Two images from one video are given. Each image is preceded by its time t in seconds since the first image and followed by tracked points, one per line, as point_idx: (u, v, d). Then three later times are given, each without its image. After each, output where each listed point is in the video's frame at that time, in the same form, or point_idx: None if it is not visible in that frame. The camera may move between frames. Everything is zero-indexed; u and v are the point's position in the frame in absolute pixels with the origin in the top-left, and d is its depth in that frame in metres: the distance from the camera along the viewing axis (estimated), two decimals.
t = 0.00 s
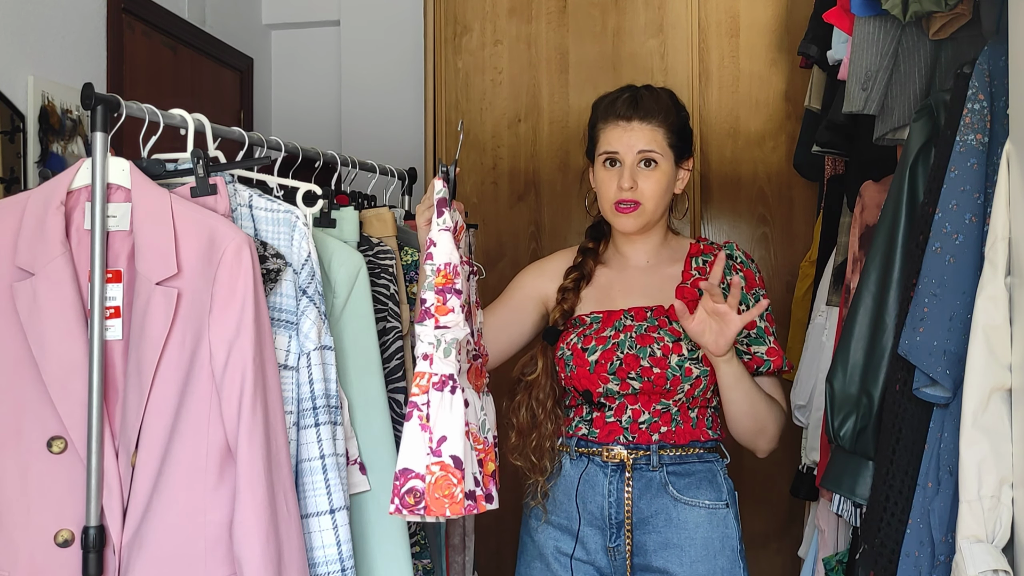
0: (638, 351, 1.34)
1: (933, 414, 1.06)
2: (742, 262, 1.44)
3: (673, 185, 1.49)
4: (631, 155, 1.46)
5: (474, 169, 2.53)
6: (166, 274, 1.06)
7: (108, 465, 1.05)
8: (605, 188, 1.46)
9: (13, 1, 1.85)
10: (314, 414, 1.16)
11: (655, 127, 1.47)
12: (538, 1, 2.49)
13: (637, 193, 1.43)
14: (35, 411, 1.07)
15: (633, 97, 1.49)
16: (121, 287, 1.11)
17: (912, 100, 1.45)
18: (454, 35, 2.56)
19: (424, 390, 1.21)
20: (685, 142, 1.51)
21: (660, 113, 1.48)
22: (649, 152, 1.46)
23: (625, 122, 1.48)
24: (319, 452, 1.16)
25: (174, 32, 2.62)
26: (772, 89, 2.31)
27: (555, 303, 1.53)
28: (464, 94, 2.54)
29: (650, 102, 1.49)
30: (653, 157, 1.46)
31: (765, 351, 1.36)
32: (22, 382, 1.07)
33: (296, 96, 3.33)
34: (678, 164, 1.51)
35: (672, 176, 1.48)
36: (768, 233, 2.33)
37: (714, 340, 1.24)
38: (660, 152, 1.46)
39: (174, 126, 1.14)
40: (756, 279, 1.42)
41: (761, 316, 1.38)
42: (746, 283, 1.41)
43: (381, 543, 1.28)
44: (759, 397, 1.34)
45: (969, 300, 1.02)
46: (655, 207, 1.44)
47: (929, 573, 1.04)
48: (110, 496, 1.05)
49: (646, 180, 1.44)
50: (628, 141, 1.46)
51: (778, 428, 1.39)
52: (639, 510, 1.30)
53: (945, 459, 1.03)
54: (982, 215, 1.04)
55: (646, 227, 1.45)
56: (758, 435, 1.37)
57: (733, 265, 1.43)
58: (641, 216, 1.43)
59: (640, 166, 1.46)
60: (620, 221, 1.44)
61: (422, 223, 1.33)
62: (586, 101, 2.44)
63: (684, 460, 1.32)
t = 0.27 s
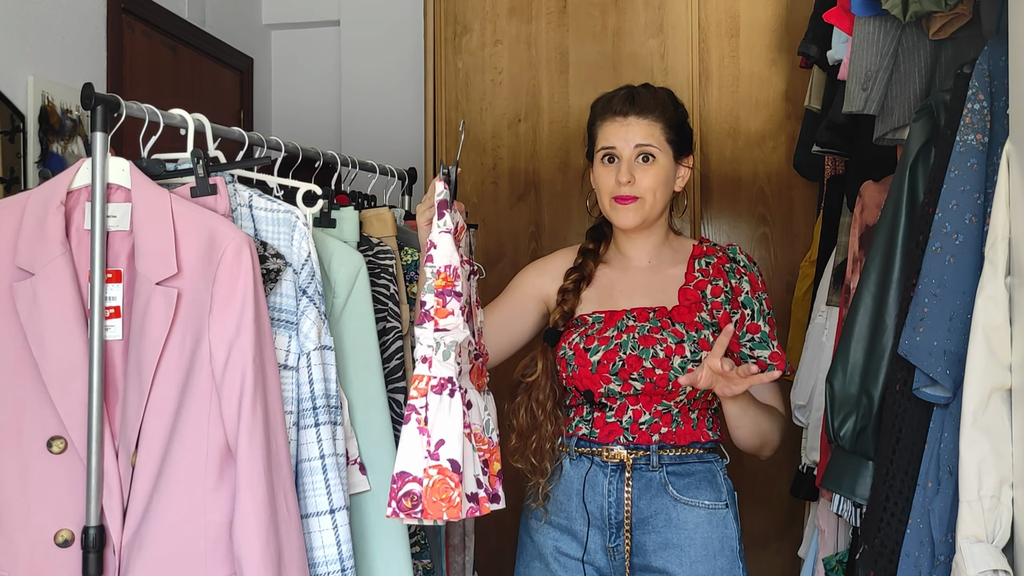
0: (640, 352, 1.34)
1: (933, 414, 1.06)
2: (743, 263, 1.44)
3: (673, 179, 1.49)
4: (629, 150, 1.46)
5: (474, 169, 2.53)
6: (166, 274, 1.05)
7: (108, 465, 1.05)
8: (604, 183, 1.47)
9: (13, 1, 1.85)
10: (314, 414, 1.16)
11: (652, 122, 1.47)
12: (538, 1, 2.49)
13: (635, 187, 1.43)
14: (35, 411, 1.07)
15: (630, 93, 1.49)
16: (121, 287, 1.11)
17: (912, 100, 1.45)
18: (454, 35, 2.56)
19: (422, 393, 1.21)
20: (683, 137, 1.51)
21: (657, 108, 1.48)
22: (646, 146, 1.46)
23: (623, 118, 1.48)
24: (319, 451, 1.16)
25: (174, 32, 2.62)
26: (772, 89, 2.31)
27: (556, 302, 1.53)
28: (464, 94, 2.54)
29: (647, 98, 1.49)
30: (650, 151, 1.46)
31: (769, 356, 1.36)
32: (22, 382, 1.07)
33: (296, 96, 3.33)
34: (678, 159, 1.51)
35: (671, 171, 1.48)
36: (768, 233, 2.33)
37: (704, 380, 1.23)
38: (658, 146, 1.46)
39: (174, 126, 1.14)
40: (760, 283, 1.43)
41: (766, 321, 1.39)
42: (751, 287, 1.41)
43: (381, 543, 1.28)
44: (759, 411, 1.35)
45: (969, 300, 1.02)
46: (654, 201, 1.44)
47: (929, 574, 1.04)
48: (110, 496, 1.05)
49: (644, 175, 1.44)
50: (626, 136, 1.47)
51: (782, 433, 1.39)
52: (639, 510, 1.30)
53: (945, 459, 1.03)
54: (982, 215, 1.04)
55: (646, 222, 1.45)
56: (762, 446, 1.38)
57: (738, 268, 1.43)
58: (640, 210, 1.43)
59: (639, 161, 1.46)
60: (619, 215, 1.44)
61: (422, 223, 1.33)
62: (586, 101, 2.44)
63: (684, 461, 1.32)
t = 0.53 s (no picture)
0: (642, 352, 1.34)
1: (933, 414, 1.06)
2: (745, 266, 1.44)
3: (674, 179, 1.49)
4: (631, 148, 1.46)
5: (474, 168, 2.53)
6: (166, 274, 1.06)
7: (108, 465, 1.05)
8: (605, 181, 1.47)
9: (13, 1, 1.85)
10: (314, 414, 1.16)
11: (655, 120, 1.47)
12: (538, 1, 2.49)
13: (636, 186, 1.43)
14: (35, 411, 1.07)
15: (633, 93, 1.49)
16: (121, 287, 1.11)
17: (912, 100, 1.45)
18: (454, 35, 2.56)
19: (416, 403, 1.20)
20: (686, 137, 1.51)
21: (661, 107, 1.48)
22: (648, 145, 1.46)
23: (625, 116, 1.48)
24: (319, 451, 1.16)
25: (174, 32, 2.62)
26: (772, 89, 2.31)
27: (557, 302, 1.52)
28: (464, 94, 2.54)
29: (650, 98, 1.49)
30: (653, 150, 1.46)
31: (771, 358, 1.36)
32: (22, 381, 1.07)
33: (296, 96, 3.33)
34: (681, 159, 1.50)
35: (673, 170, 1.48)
36: (768, 233, 2.33)
37: (726, 376, 1.21)
38: (660, 145, 1.46)
39: (174, 126, 1.14)
40: (761, 285, 1.43)
41: (767, 321, 1.39)
42: (753, 289, 1.41)
43: (381, 543, 1.28)
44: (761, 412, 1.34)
45: (969, 300, 1.02)
46: (655, 200, 1.44)
47: (929, 574, 1.04)
48: (110, 496, 1.05)
49: (645, 174, 1.44)
50: (628, 134, 1.47)
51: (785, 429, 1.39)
52: (641, 510, 1.30)
53: (945, 459, 1.03)
54: (982, 215, 1.04)
55: (647, 221, 1.45)
56: (766, 444, 1.38)
57: (739, 269, 1.43)
58: (641, 209, 1.43)
59: (640, 159, 1.46)
60: (620, 213, 1.44)
61: (422, 227, 1.33)
62: (586, 101, 2.44)
63: (685, 461, 1.32)
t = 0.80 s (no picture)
0: (644, 351, 1.34)
1: (933, 414, 1.06)
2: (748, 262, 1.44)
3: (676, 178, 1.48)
4: (629, 151, 1.46)
5: (474, 169, 2.53)
6: (166, 274, 1.06)
7: (107, 465, 1.05)
8: (604, 182, 1.47)
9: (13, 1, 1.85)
10: (314, 414, 1.16)
11: (652, 120, 1.47)
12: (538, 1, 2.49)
13: (634, 187, 1.43)
14: (35, 411, 1.07)
15: (629, 94, 1.49)
16: (121, 287, 1.11)
17: (912, 100, 1.45)
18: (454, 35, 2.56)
19: (411, 401, 1.20)
20: (686, 136, 1.51)
21: (658, 107, 1.48)
22: (645, 146, 1.45)
23: (621, 118, 1.48)
24: (319, 451, 1.16)
25: (174, 32, 2.62)
26: (772, 89, 2.31)
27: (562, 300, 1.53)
28: (464, 94, 2.54)
29: (647, 98, 1.49)
30: (650, 151, 1.46)
31: (773, 352, 1.36)
32: (22, 382, 1.07)
33: (296, 96, 3.33)
34: (682, 157, 1.50)
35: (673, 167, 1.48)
36: (768, 233, 2.33)
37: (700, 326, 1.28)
38: (658, 145, 1.46)
39: (174, 126, 1.14)
40: (762, 279, 1.43)
41: (766, 316, 1.39)
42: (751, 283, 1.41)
43: (380, 543, 1.28)
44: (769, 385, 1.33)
45: (969, 300, 1.02)
46: (654, 200, 1.44)
47: (929, 573, 1.04)
48: (110, 496, 1.05)
49: (644, 174, 1.44)
50: (625, 137, 1.47)
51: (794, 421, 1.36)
52: (642, 511, 1.30)
53: (945, 459, 1.03)
54: (982, 215, 1.04)
55: (647, 221, 1.45)
56: (772, 428, 1.35)
57: (739, 267, 1.43)
58: (641, 210, 1.43)
59: (638, 161, 1.46)
60: (620, 215, 1.44)
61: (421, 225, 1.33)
62: (586, 102, 2.44)
63: (686, 461, 1.33)
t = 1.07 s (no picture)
0: (642, 352, 1.34)
1: (933, 414, 1.06)
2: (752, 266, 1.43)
3: (676, 180, 1.48)
4: (626, 157, 1.46)
5: (475, 169, 2.53)
6: (166, 274, 1.05)
7: (108, 465, 1.05)
8: (603, 187, 1.48)
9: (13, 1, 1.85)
10: (314, 414, 1.16)
11: (650, 125, 1.46)
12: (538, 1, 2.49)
13: (632, 192, 1.43)
14: (35, 411, 1.07)
15: (627, 98, 1.49)
16: (121, 287, 1.11)
17: (912, 100, 1.45)
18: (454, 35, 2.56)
19: (412, 400, 1.20)
20: (687, 139, 1.50)
21: (656, 111, 1.47)
22: (643, 152, 1.45)
23: (619, 122, 1.48)
24: (319, 451, 1.16)
25: (174, 32, 2.62)
26: (772, 89, 2.31)
27: (563, 297, 1.53)
28: (464, 94, 2.54)
29: (645, 101, 1.48)
30: (647, 157, 1.45)
31: (772, 359, 1.36)
32: (22, 382, 1.07)
33: (296, 96, 3.33)
34: (683, 159, 1.49)
35: (673, 170, 1.47)
36: (768, 233, 2.33)
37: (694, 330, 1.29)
38: (656, 151, 1.46)
39: (174, 126, 1.14)
40: (767, 283, 1.42)
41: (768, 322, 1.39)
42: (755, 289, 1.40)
43: (380, 542, 1.28)
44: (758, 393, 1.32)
45: (969, 300, 1.02)
46: (653, 203, 1.44)
47: (929, 573, 1.04)
48: (110, 496, 1.05)
49: (642, 178, 1.44)
50: (622, 143, 1.47)
51: (789, 429, 1.36)
52: (637, 510, 1.30)
53: (944, 459, 1.03)
54: (982, 215, 1.04)
55: (646, 225, 1.45)
56: (768, 440, 1.35)
57: (744, 271, 1.42)
58: (640, 214, 1.44)
59: (636, 166, 1.46)
60: (620, 220, 1.45)
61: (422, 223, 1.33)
62: (586, 101, 2.44)
63: (683, 461, 1.32)
